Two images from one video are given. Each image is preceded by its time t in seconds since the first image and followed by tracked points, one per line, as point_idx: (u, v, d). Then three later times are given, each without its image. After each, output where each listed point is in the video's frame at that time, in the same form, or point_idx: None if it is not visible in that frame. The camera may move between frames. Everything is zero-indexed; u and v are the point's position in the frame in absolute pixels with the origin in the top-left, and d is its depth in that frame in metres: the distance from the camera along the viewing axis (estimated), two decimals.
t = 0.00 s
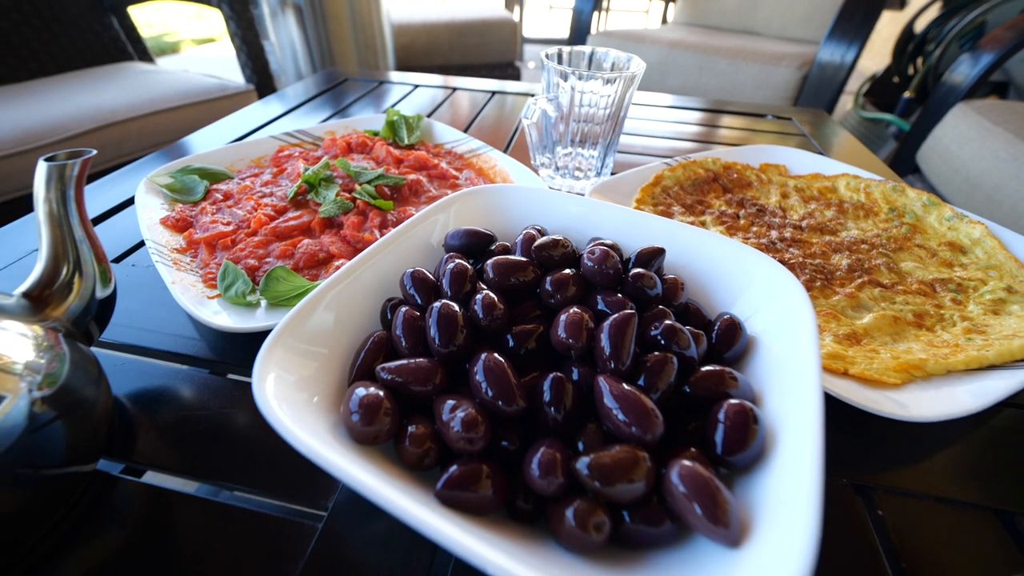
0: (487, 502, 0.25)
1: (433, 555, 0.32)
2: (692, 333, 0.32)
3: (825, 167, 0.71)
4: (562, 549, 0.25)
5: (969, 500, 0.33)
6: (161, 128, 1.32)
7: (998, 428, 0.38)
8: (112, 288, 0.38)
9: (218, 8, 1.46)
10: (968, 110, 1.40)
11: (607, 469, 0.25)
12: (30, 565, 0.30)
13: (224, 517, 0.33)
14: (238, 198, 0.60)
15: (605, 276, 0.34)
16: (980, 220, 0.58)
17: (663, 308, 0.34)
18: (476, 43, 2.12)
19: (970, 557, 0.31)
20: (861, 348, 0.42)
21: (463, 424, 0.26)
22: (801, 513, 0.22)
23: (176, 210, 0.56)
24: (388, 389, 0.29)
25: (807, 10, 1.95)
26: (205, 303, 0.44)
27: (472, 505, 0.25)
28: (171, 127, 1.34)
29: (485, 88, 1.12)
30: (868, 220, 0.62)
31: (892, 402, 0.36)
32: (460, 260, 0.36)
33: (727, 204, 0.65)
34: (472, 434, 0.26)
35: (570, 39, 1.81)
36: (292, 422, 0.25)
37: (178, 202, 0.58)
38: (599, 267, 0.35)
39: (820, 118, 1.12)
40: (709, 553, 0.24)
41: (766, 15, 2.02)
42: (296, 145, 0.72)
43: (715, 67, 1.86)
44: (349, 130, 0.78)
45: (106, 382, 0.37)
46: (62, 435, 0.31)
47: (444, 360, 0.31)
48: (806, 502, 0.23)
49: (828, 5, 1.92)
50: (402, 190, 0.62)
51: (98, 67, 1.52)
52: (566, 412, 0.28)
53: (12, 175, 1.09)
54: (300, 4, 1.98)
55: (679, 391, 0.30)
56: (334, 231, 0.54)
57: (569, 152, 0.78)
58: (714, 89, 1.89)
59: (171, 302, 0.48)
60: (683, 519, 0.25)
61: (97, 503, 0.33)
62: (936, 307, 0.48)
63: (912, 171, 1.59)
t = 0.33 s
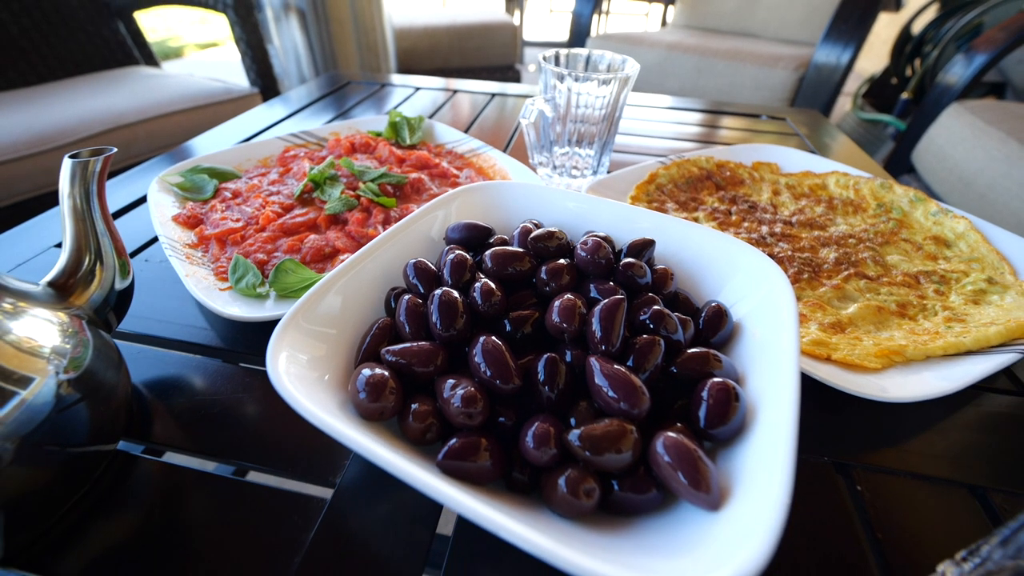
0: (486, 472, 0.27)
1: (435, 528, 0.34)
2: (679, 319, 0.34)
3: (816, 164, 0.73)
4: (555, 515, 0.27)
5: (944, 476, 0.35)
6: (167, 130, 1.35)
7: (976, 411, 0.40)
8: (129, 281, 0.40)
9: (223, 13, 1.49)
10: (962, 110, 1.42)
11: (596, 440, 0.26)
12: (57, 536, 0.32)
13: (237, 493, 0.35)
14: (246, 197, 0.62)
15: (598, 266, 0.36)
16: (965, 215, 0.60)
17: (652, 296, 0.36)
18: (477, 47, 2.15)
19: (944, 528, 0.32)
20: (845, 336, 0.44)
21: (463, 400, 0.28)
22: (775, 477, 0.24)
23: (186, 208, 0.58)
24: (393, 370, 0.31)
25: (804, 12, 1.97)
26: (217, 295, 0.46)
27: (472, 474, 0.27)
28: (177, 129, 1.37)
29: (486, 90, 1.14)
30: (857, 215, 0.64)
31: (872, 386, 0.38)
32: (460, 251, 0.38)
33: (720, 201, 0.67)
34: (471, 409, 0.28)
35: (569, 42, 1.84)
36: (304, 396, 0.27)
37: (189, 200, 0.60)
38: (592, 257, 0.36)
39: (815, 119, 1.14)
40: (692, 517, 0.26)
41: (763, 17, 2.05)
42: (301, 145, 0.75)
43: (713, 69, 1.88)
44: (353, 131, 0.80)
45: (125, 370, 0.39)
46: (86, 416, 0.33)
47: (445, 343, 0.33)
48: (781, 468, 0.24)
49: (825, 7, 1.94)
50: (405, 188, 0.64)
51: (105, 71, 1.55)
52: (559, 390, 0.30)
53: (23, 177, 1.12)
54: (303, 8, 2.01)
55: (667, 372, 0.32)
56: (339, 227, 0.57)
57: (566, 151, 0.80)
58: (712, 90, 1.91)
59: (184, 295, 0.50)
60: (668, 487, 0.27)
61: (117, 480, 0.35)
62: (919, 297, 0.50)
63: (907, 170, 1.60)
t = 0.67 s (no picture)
0: (487, 445, 0.29)
1: (438, 503, 0.36)
2: (670, 306, 0.36)
3: (810, 163, 0.75)
4: (551, 485, 0.29)
5: (923, 456, 0.37)
6: (175, 132, 1.38)
7: (958, 398, 0.41)
8: (149, 273, 0.43)
9: (230, 17, 1.52)
10: (958, 111, 1.43)
11: (589, 414, 0.28)
12: (83, 510, 0.35)
13: (251, 470, 0.37)
14: (256, 194, 0.64)
15: (593, 257, 0.38)
16: (952, 211, 0.62)
17: (645, 285, 0.38)
18: (479, 50, 2.18)
19: (922, 504, 0.34)
20: (831, 325, 0.46)
21: (465, 378, 0.30)
22: (755, 448, 0.26)
23: (199, 205, 0.60)
24: (399, 353, 0.33)
25: (803, 15, 1.99)
26: (231, 286, 0.48)
27: (474, 447, 0.29)
28: (185, 131, 1.40)
29: (488, 92, 1.16)
30: (848, 213, 0.66)
31: (855, 371, 0.40)
32: (462, 243, 0.40)
33: (715, 198, 0.68)
34: (473, 387, 0.30)
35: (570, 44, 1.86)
36: (317, 374, 0.29)
37: (201, 198, 0.62)
38: (587, 248, 0.38)
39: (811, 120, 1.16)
40: (678, 485, 0.27)
41: (762, 20, 2.07)
42: (309, 146, 0.77)
43: (712, 71, 1.90)
44: (358, 132, 0.82)
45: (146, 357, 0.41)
46: (110, 397, 0.35)
47: (448, 328, 0.35)
48: (761, 438, 0.26)
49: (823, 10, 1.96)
50: (409, 186, 0.66)
51: (114, 74, 1.58)
52: (555, 371, 0.32)
53: (35, 177, 1.15)
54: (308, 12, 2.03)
55: (658, 354, 0.34)
56: (345, 223, 0.59)
57: (565, 151, 0.83)
58: (711, 92, 1.93)
59: (198, 287, 0.52)
60: (657, 459, 0.28)
61: (138, 457, 0.38)
62: (905, 290, 0.52)
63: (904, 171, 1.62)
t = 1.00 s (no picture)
0: (489, 423, 0.31)
1: (442, 486, 0.37)
2: (664, 297, 0.38)
3: (805, 165, 0.76)
4: (550, 460, 0.31)
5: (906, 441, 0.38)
6: (184, 134, 1.41)
7: (942, 387, 0.43)
8: (168, 266, 0.45)
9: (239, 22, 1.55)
10: (955, 116, 1.45)
11: (585, 394, 0.30)
12: (107, 488, 0.37)
13: (266, 450, 0.39)
14: (267, 193, 0.67)
15: (591, 250, 0.40)
16: (941, 211, 0.64)
17: (640, 277, 0.40)
18: (482, 55, 2.21)
19: (905, 485, 0.36)
20: (821, 318, 0.48)
21: (470, 361, 0.33)
22: (740, 423, 0.28)
23: (213, 203, 0.63)
24: (407, 338, 0.35)
25: (802, 20, 2.02)
26: (245, 280, 0.50)
27: (477, 425, 0.31)
28: (194, 133, 1.43)
29: (491, 96, 1.19)
30: (840, 212, 0.67)
31: (842, 360, 0.42)
32: (467, 238, 0.42)
33: (711, 199, 0.71)
34: (477, 368, 0.32)
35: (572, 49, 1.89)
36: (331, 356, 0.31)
37: (214, 196, 0.64)
38: (586, 242, 0.41)
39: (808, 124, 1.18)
40: (669, 460, 0.29)
41: (761, 26, 2.10)
42: (317, 147, 0.79)
43: (712, 75, 1.93)
44: (365, 134, 0.85)
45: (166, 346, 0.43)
46: (134, 381, 0.37)
47: (454, 316, 0.37)
48: (745, 415, 0.28)
49: (822, 16, 1.98)
50: (415, 186, 0.69)
51: (124, 78, 1.61)
52: (554, 355, 0.34)
53: (49, 178, 1.18)
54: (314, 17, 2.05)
55: (651, 342, 0.36)
56: (354, 221, 0.61)
57: (566, 153, 0.85)
58: (711, 96, 1.95)
59: (212, 281, 0.55)
60: (649, 436, 0.30)
61: (157, 439, 0.40)
62: (893, 286, 0.54)
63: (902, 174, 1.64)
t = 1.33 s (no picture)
0: (490, 401, 0.33)
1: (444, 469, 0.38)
2: (656, 285, 0.40)
3: (797, 163, 0.78)
4: (547, 434, 0.32)
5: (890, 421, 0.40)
6: (189, 136, 1.43)
7: (924, 372, 0.45)
8: (182, 258, 0.47)
9: (244, 26, 1.57)
10: (949, 117, 1.47)
11: (581, 372, 0.32)
12: (126, 465, 0.38)
13: (278, 431, 0.41)
14: (274, 190, 0.69)
15: (586, 241, 0.42)
16: (928, 207, 0.66)
17: (633, 267, 0.42)
18: (482, 58, 2.23)
19: (886, 462, 0.37)
20: (809, 308, 0.50)
21: (471, 343, 0.34)
22: (724, 398, 0.30)
23: (222, 200, 0.65)
24: (412, 323, 0.37)
25: (799, 24, 2.04)
26: (255, 272, 0.52)
27: (478, 402, 0.33)
28: (199, 135, 1.45)
29: (491, 97, 1.21)
30: (831, 209, 0.69)
31: (828, 346, 0.44)
32: (468, 230, 0.44)
33: (705, 196, 0.72)
34: (478, 350, 0.34)
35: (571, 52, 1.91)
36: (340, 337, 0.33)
37: (223, 193, 0.67)
38: (581, 234, 0.42)
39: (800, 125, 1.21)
40: (659, 433, 0.31)
41: (758, 29, 2.12)
42: (322, 146, 0.81)
43: (709, 77, 1.95)
44: (368, 135, 0.87)
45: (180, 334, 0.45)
46: (151, 366, 0.39)
47: (456, 302, 0.39)
48: (730, 390, 0.30)
49: (818, 19, 2.01)
50: (417, 183, 0.71)
51: (129, 81, 1.64)
52: (551, 338, 0.36)
53: (57, 179, 1.21)
54: (316, 21, 2.08)
55: (644, 326, 0.38)
56: (359, 217, 0.63)
57: (564, 152, 0.87)
58: (709, 98, 1.98)
59: (222, 274, 0.57)
60: (641, 412, 0.32)
61: (172, 422, 0.42)
62: (880, 278, 0.56)
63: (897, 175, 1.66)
